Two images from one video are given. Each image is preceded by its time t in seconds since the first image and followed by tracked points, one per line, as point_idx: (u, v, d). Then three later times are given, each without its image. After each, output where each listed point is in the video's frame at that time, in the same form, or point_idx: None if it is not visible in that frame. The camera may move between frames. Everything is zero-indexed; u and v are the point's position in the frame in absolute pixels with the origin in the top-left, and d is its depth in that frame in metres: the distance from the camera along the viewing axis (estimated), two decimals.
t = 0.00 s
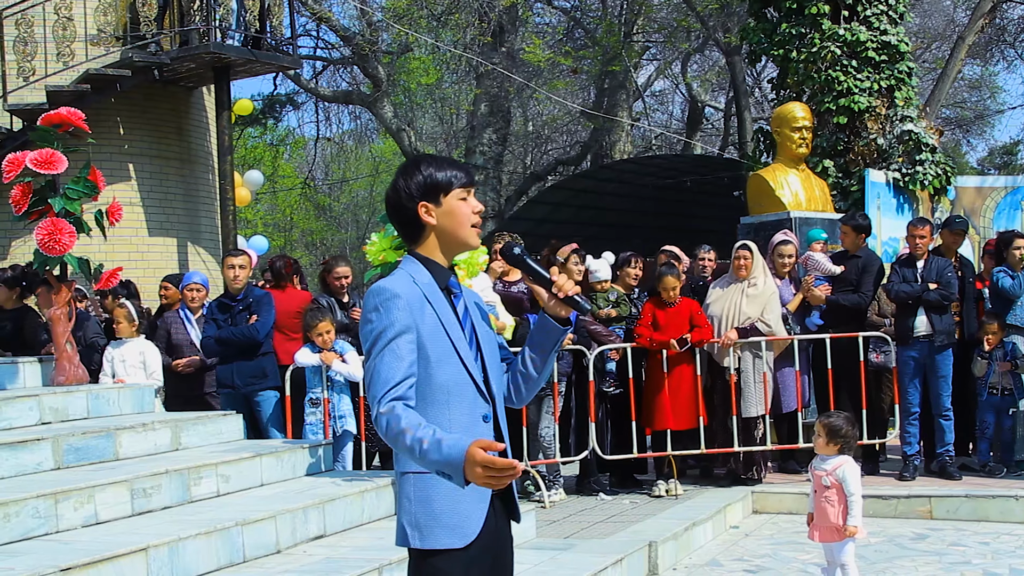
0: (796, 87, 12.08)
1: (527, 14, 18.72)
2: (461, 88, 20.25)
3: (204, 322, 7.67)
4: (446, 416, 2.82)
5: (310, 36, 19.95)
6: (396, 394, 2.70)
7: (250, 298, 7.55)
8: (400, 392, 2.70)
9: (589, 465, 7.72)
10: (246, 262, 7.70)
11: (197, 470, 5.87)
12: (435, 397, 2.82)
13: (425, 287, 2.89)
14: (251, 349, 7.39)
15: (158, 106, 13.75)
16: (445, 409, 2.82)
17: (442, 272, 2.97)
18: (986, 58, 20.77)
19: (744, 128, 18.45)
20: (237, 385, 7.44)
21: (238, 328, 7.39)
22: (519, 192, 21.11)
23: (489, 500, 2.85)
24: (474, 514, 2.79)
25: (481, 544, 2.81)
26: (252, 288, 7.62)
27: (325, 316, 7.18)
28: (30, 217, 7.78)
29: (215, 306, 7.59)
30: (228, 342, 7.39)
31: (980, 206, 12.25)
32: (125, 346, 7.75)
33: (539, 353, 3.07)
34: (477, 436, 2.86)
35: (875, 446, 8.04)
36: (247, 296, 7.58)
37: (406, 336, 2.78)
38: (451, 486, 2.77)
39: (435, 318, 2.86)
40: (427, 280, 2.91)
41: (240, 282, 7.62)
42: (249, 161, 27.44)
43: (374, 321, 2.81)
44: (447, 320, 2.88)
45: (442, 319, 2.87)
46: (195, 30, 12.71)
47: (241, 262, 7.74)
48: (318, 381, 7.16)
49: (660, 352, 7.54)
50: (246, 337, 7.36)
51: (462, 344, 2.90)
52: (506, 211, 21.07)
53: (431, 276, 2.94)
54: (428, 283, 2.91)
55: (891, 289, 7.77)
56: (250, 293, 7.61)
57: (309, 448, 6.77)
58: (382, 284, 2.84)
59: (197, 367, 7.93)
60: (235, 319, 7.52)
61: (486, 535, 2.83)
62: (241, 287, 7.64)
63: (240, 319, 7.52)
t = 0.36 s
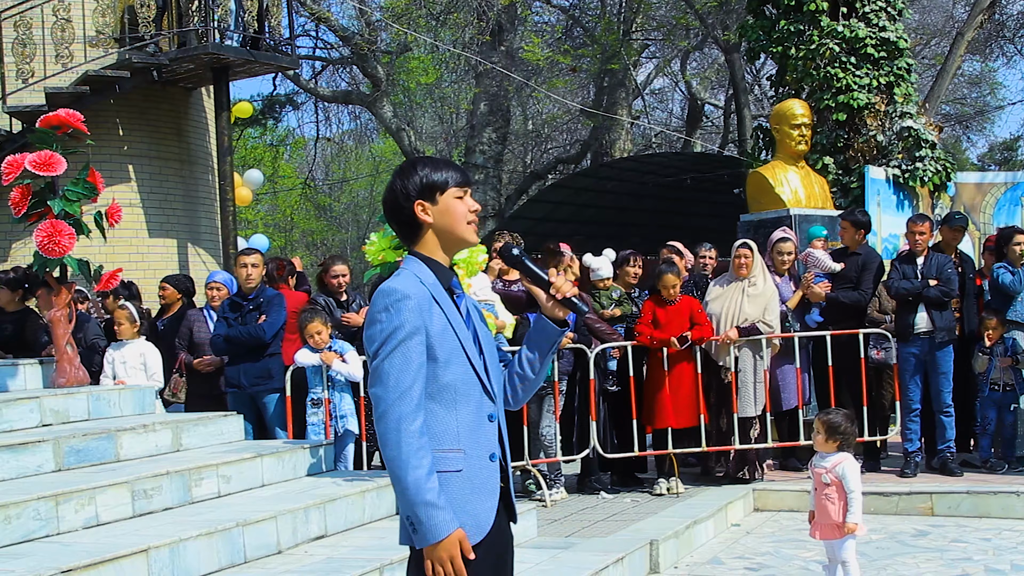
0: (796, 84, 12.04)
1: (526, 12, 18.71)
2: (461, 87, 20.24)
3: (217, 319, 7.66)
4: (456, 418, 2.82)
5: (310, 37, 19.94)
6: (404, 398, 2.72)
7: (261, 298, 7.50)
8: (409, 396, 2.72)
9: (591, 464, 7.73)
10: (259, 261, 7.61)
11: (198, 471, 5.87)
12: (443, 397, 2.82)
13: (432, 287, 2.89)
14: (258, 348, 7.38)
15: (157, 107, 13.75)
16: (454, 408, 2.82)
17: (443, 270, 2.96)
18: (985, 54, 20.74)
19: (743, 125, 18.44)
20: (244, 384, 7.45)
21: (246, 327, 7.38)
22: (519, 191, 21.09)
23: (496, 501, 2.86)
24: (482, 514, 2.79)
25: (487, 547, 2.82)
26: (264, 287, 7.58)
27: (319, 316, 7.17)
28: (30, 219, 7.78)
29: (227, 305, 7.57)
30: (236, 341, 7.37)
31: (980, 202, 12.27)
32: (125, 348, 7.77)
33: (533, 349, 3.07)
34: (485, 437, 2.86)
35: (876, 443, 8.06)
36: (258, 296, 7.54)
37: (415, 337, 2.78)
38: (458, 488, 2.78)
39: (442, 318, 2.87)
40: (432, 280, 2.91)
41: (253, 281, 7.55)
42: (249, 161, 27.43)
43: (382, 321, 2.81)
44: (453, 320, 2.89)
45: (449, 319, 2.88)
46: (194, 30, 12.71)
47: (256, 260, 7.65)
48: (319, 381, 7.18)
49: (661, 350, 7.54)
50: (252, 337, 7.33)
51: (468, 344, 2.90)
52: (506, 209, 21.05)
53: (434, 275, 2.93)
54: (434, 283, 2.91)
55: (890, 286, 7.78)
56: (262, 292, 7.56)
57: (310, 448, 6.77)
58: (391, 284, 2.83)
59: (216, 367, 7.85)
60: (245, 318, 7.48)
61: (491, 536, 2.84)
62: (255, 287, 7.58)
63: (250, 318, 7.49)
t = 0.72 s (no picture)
0: (810, 81, 12.03)
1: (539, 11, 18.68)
2: (474, 86, 20.24)
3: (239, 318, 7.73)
4: (467, 416, 2.83)
5: (323, 36, 19.99)
6: (414, 397, 2.75)
7: (282, 298, 7.54)
8: (417, 396, 2.76)
9: (606, 462, 7.71)
10: (282, 260, 7.66)
11: (212, 470, 5.91)
12: (452, 395, 2.84)
13: (441, 287, 2.91)
14: (277, 349, 7.42)
15: (172, 107, 13.82)
16: (464, 406, 2.83)
17: (456, 270, 2.98)
18: (1001, 50, 20.60)
19: (757, 123, 18.40)
20: (262, 383, 7.47)
21: (267, 326, 7.42)
22: (533, 190, 21.09)
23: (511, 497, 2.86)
24: (496, 510, 2.80)
25: (504, 542, 2.83)
26: (286, 287, 7.61)
27: (330, 315, 7.21)
28: (44, 219, 7.83)
29: (249, 303, 7.64)
30: (256, 340, 7.43)
31: (995, 198, 12.22)
32: (141, 347, 7.81)
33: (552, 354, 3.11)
34: (498, 434, 2.86)
35: (892, 440, 8.04)
36: (280, 295, 7.58)
37: (420, 337, 2.81)
38: (471, 485, 2.79)
39: (451, 317, 2.88)
40: (442, 280, 2.94)
41: (276, 280, 7.61)
42: (264, 161, 27.51)
43: (388, 322, 2.85)
44: (463, 318, 2.90)
45: (457, 318, 2.89)
46: (207, 30, 12.78)
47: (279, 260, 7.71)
48: (333, 380, 7.20)
49: (677, 347, 7.53)
50: (271, 336, 7.38)
51: (479, 342, 2.91)
52: (520, 208, 21.05)
53: (446, 275, 2.96)
54: (443, 283, 2.93)
55: (904, 283, 7.80)
56: (284, 292, 7.60)
57: (325, 447, 6.80)
58: (397, 285, 2.87)
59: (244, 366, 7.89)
60: (266, 318, 7.56)
61: (506, 533, 2.85)
62: (277, 286, 7.63)
63: (271, 318, 7.55)
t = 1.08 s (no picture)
0: (814, 80, 12.02)
1: (543, 10, 18.65)
2: (478, 86, 20.23)
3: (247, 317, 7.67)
4: (468, 415, 2.83)
5: (328, 35, 20.00)
6: (414, 395, 2.75)
7: (291, 298, 7.53)
8: (416, 394, 2.76)
9: (609, 461, 7.71)
10: (292, 259, 7.63)
11: (216, 469, 5.91)
12: (454, 394, 2.84)
13: (444, 286, 2.92)
14: (284, 347, 7.42)
15: (176, 107, 13.84)
16: (466, 405, 2.83)
17: (461, 270, 2.99)
18: (1005, 48, 20.55)
19: (761, 122, 18.37)
20: (268, 381, 7.47)
21: (274, 325, 7.41)
22: (537, 189, 21.08)
23: (513, 497, 2.84)
24: (495, 510, 2.79)
25: (504, 541, 2.82)
26: (296, 286, 7.60)
27: (339, 313, 7.21)
28: (49, 218, 7.84)
29: (257, 302, 7.59)
30: (264, 339, 7.42)
31: (1000, 197, 12.19)
32: (144, 346, 7.82)
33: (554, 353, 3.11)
34: (499, 433, 2.85)
35: (897, 439, 8.02)
36: (290, 295, 7.56)
37: (422, 335, 2.81)
38: (470, 483, 2.78)
39: (453, 315, 2.88)
40: (446, 279, 2.94)
41: (285, 280, 7.57)
42: (268, 160, 27.52)
43: (390, 321, 2.85)
44: (466, 316, 2.90)
45: (460, 316, 2.89)
46: (211, 30, 12.79)
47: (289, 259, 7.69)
48: (337, 379, 7.21)
49: (680, 347, 7.53)
50: (278, 335, 7.36)
51: (482, 340, 2.90)
52: (524, 207, 21.04)
53: (450, 275, 2.96)
54: (447, 282, 2.93)
55: (909, 282, 7.75)
56: (293, 291, 7.59)
57: (328, 446, 6.80)
58: (399, 284, 2.87)
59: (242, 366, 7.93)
60: (275, 316, 7.52)
61: (507, 533, 2.83)
62: (286, 285, 7.59)
63: (279, 317, 7.52)
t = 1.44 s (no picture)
0: (820, 78, 12.01)
1: (549, 8, 18.62)
2: (484, 85, 20.23)
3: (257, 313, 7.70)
4: (474, 411, 2.84)
5: (334, 34, 20.02)
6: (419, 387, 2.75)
7: (302, 296, 7.55)
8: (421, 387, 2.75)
9: (615, 459, 7.72)
10: (303, 258, 7.65)
11: (223, 467, 5.93)
12: (461, 392, 2.84)
13: (453, 284, 2.92)
14: (294, 346, 7.45)
15: (182, 105, 13.86)
16: (474, 403, 2.84)
17: (471, 268, 2.99)
18: (1012, 47, 20.49)
19: (767, 120, 18.35)
20: (277, 379, 7.49)
21: (284, 323, 7.44)
22: (543, 187, 21.06)
23: (519, 496, 2.85)
24: (501, 509, 2.79)
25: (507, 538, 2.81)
26: (307, 285, 7.63)
27: (348, 311, 7.25)
28: (55, 217, 7.86)
29: (268, 300, 7.61)
30: (274, 337, 7.46)
31: (1007, 195, 12.16)
32: (150, 345, 7.85)
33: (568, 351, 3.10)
34: (506, 431, 2.86)
35: (902, 438, 8.01)
36: (300, 293, 7.59)
37: (430, 330, 2.81)
38: (475, 481, 2.79)
39: (461, 314, 2.89)
40: (456, 277, 2.95)
41: (296, 278, 7.61)
42: (274, 158, 27.53)
43: (398, 317, 2.86)
44: (474, 315, 2.91)
45: (468, 315, 2.90)
46: (217, 29, 12.81)
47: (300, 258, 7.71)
48: (344, 378, 7.21)
49: (686, 345, 7.53)
50: (288, 333, 7.40)
51: (490, 340, 2.91)
52: (530, 206, 21.04)
53: (460, 273, 2.96)
54: (456, 280, 2.94)
55: (915, 281, 7.75)
56: (304, 290, 7.61)
57: (335, 444, 6.82)
58: (409, 281, 2.88)
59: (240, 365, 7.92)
60: (285, 314, 7.54)
61: (512, 532, 2.83)
62: (298, 284, 7.63)
63: (289, 315, 7.54)
